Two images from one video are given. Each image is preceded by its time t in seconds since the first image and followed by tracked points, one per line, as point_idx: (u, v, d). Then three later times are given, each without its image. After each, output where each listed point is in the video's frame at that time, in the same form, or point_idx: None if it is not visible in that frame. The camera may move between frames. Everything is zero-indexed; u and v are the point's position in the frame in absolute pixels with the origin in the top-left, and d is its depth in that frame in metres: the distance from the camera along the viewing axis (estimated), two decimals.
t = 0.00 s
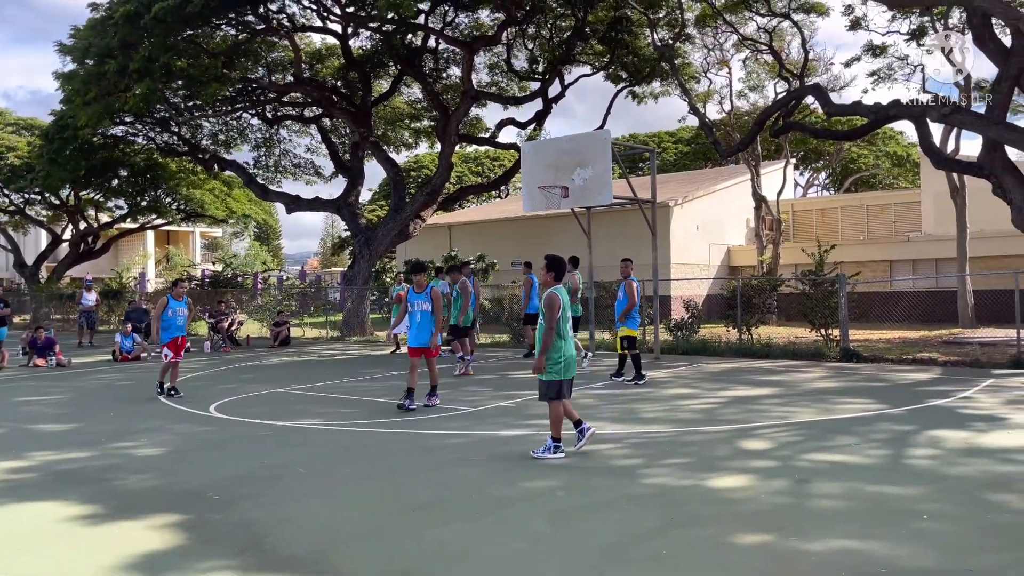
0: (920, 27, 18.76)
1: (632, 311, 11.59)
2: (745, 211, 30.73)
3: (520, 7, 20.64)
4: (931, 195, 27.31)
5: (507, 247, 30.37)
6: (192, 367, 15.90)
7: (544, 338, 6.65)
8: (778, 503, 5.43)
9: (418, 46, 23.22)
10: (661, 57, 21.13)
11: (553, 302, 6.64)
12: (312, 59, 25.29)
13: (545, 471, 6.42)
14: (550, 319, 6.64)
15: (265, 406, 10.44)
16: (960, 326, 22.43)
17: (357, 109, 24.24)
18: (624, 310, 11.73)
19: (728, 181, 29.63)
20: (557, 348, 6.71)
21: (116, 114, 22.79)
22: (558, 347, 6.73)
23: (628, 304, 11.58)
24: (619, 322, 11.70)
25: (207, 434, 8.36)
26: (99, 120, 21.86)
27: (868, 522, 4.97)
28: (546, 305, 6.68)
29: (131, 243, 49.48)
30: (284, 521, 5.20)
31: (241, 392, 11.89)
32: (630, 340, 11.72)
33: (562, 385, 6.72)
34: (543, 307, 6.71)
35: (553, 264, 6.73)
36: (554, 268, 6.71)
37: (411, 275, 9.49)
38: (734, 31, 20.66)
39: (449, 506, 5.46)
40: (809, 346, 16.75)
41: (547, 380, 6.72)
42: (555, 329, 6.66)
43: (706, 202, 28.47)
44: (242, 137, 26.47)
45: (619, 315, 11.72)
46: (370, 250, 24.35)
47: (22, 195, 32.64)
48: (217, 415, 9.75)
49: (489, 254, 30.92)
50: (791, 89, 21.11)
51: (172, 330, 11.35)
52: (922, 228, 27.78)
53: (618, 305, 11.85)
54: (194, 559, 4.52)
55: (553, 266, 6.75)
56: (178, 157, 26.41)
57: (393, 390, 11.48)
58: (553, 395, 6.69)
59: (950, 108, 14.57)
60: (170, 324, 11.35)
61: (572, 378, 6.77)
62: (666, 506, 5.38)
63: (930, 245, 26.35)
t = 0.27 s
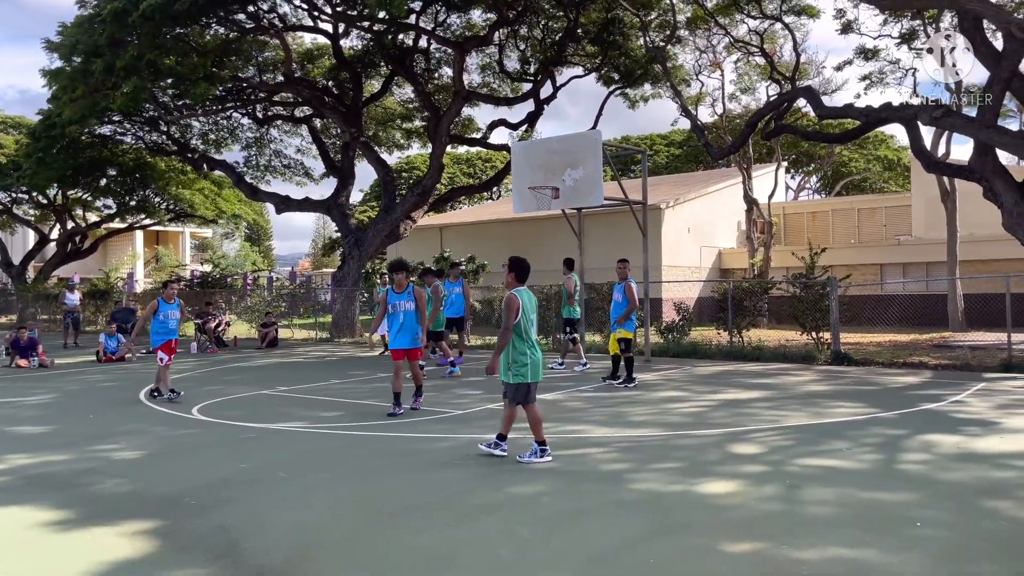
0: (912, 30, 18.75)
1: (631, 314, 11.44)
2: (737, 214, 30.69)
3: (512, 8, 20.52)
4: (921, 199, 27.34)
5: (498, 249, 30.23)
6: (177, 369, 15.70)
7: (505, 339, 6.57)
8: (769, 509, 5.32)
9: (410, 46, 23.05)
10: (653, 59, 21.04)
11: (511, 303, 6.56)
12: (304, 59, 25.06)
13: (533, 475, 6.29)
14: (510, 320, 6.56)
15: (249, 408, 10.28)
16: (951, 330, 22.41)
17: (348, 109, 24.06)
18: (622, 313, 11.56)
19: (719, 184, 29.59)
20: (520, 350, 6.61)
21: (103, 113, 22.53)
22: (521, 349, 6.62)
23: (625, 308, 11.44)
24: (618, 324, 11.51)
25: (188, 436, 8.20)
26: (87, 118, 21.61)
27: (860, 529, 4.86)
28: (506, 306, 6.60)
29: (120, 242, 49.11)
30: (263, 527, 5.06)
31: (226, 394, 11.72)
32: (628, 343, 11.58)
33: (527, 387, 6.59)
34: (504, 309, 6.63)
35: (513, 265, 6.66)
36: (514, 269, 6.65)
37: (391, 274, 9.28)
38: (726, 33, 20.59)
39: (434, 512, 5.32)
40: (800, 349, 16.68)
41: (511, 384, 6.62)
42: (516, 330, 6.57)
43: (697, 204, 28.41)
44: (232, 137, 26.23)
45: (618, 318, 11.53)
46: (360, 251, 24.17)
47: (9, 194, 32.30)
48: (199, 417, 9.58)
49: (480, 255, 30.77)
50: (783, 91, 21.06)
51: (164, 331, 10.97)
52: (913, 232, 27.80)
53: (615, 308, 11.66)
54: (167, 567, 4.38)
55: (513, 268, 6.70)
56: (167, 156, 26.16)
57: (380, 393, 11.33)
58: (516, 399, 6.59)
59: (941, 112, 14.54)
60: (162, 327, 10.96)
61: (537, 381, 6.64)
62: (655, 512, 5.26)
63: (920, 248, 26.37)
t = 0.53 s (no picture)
0: (904, 34, 18.70)
1: (628, 319, 11.33)
2: (728, 217, 30.63)
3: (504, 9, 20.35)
4: (912, 203, 27.34)
5: (489, 251, 30.08)
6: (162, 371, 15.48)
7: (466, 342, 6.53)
8: (761, 520, 5.19)
9: (401, 46, 22.85)
10: (645, 61, 20.91)
11: (474, 304, 6.50)
12: (294, 59, 24.75)
13: (520, 484, 6.15)
14: (472, 322, 6.50)
15: (233, 413, 10.09)
16: (942, 334, 22.38)
17: (338, 109, 23.84)
18: (618, 316, 11.43)
19: (711, 186, 29.51)
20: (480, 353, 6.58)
21: (90, 112, 22.24)
22: (480, 352, 6.57)
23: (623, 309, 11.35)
24: (613, 328, 11.35)
25: (168, 442, 8.02)
26: (73, 118, 21.31)
27: (855, 542, 4.73)
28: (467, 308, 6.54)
29: (108, 242, 48.70)
30: (240, 539, 4.90)
31: (211, 398, 11.53)
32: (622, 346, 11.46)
33: (485, 392, 6.57)
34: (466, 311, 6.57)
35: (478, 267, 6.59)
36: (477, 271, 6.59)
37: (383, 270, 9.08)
38: (718, 35, 20.50)
39: (418, 523, 5.17)
40: (790, 353, 16.60)
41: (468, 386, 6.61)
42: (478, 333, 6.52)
43: (689, 207, 28.33)
44: (222, 137, 25.97)
45: (613, 322, 11.38)
46: (350, 252, 23.97)
47: None
48: (182, 422, 9.39)
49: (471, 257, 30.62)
50: (775, 94, 20.98)
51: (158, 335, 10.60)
52: (904, 236, 27.79)
53: (610, 310, 11.51)
54: None
55: (479, 269, 6.59)
56: (156, 156, 25.88)
57: (367, 397, 11.16)
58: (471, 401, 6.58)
59: (932, 116, 14.45)
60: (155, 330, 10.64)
61: (494, 385, 6.61)
62: (644, 524, 5.12)
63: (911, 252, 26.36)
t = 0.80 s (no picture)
0: (893, 38, 18.72)
1: (624, 321, 11.34)
2: (717, 220, 30.62)
3: (494, 10, 20.23)
4: (900, 207, 27.40)
5: (478, 253, 29.97)
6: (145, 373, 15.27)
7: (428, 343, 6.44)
8: (750, 529, 5.09)
9: (390, 46, 22.69)
10: (636, 64, 20.84)
11: (435, 306, 6.44)
12: (283, 59, 24.50)
13: (505, 491, 6.02)
14: (435, 323, 6.43)
15: (215, 416, 9.92)
16: (929, 339, 22.40)
17: (327, 109, 23.65)
18: (614, 318, 11.41)
19: (701, 190, 29.49)
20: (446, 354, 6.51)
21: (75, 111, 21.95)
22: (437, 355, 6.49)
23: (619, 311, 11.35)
24: (608, 329, 11.35)
25: (147, 446, 7.86)
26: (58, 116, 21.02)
27: (846, 552, 4.63)
28: (430, 309, 6.46)
29: (94, 242, 48.25)
30: (216, 548, 4.76)
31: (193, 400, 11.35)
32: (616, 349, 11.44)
33: (452, 394, 6.52)
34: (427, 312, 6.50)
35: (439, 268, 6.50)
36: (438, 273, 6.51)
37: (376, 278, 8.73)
38: (708, 38, 20.46)
39: (399, 531, 5.05)
40: (779, 357, 16.55)
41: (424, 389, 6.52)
42: (443, 334, 6.45)
43: (678, 210, 28.30)
44: (209, 137, 25.72)
45: (609, 323, 11.39)
46: (337, 253, 23.78)
47: None
48: (162, 425, 9.21)
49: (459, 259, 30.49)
50: (764, 97, 20.96)
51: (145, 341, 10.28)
52: (892, 240, 27.83)
53: (606, 313, 11.49)
54: None
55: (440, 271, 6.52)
56: (142, 155, 25.62)
57: (351, 400, 11.01)
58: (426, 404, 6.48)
59: (922, 120, 14.41)
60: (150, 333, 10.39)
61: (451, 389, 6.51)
62: (631, 532, 5.01)
63: (900, 257, 26.41)
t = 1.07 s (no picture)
0: (883, 43, 18.81)
1: (622, 321, 11.30)
2: (708, 223, 30.68)
3: (485, 12, 20.21)
4: (890, 211, 27.55)
5: (469, 254, 29.94)
6: (132, 374, 15.17)
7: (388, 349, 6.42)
8: (736, 532, 5.08)
9: (381, 47, 22.64)
10: (627, 66, 20.84)
11: (396, 310, 6.41)
12: (274, 58, 24.37)
13: (491, 494, 6.00)
14: (396, 328, 6.41)
15: (202, 417, 9.87)
16: (917, 342, 22.50)
17: (318, 109, 23.57)
18: (611, 319, 11.38)
19: (692, 193, 29.55)
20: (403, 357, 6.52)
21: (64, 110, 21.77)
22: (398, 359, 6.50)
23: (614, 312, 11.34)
24: (608, 331, 11.30)
25: (132, 447, 7.81)
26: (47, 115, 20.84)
27: (831, 556, 4.64)
28: (390, 313, 6.42)
29: (83, 241, 47.96)
30: (198, 550, 4.73)
31: (179, 402, 11.29)
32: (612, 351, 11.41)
33: (409, 397, 6.56)
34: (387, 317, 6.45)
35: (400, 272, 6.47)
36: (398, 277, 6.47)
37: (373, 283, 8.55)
38: (698, 40, 20.50)
39: (383, 534, 5.03)
40: (768, 360, 16.59)
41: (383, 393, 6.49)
42: (403, 339, 6.45)
43: (669, 213, 28.35)
44: (199, 137, 25.59)
45: (608, 325, 11.35)
46: (328, 254, 23.70)
47: None
48: (148, 426, 9.15)
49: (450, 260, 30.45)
50: (754, 101, 21.03)
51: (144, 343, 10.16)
52: (882, 244, 27.94)
53: (603, 314, 11.48)
54: None
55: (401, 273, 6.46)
56: (132, 154, 25.47)
57: (339, 402, 10.97)
58: (386, 408, 6.46)
59: (911, 124, 14.47)
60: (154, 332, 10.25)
61: (409, 392, 6.55)
62: (616, 536, 5.00)
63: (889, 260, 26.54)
